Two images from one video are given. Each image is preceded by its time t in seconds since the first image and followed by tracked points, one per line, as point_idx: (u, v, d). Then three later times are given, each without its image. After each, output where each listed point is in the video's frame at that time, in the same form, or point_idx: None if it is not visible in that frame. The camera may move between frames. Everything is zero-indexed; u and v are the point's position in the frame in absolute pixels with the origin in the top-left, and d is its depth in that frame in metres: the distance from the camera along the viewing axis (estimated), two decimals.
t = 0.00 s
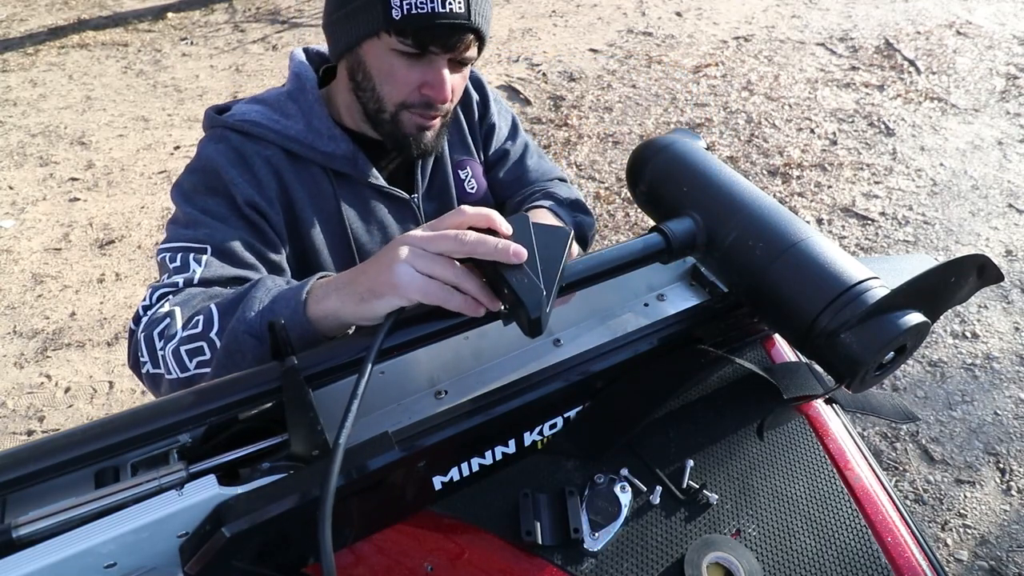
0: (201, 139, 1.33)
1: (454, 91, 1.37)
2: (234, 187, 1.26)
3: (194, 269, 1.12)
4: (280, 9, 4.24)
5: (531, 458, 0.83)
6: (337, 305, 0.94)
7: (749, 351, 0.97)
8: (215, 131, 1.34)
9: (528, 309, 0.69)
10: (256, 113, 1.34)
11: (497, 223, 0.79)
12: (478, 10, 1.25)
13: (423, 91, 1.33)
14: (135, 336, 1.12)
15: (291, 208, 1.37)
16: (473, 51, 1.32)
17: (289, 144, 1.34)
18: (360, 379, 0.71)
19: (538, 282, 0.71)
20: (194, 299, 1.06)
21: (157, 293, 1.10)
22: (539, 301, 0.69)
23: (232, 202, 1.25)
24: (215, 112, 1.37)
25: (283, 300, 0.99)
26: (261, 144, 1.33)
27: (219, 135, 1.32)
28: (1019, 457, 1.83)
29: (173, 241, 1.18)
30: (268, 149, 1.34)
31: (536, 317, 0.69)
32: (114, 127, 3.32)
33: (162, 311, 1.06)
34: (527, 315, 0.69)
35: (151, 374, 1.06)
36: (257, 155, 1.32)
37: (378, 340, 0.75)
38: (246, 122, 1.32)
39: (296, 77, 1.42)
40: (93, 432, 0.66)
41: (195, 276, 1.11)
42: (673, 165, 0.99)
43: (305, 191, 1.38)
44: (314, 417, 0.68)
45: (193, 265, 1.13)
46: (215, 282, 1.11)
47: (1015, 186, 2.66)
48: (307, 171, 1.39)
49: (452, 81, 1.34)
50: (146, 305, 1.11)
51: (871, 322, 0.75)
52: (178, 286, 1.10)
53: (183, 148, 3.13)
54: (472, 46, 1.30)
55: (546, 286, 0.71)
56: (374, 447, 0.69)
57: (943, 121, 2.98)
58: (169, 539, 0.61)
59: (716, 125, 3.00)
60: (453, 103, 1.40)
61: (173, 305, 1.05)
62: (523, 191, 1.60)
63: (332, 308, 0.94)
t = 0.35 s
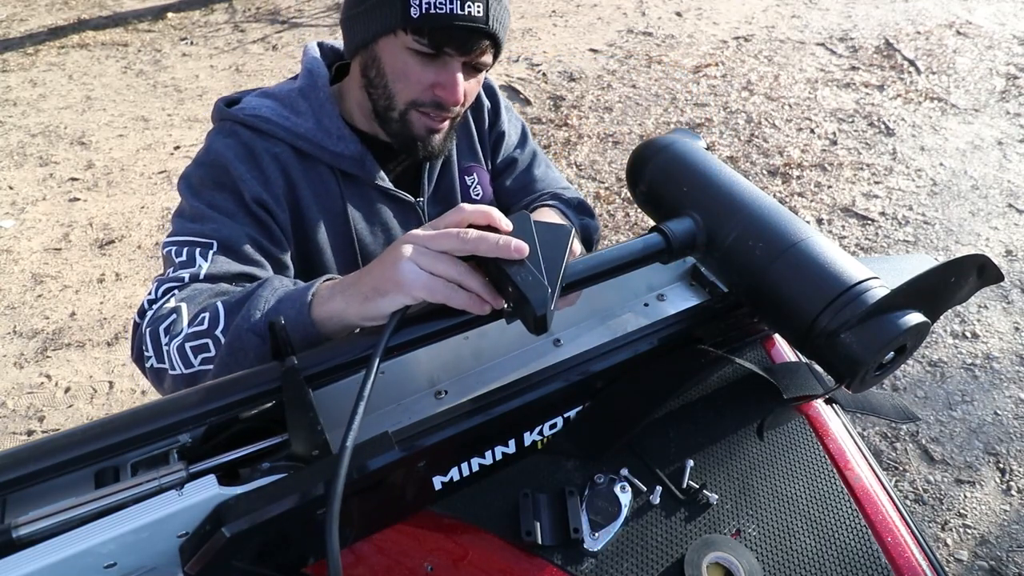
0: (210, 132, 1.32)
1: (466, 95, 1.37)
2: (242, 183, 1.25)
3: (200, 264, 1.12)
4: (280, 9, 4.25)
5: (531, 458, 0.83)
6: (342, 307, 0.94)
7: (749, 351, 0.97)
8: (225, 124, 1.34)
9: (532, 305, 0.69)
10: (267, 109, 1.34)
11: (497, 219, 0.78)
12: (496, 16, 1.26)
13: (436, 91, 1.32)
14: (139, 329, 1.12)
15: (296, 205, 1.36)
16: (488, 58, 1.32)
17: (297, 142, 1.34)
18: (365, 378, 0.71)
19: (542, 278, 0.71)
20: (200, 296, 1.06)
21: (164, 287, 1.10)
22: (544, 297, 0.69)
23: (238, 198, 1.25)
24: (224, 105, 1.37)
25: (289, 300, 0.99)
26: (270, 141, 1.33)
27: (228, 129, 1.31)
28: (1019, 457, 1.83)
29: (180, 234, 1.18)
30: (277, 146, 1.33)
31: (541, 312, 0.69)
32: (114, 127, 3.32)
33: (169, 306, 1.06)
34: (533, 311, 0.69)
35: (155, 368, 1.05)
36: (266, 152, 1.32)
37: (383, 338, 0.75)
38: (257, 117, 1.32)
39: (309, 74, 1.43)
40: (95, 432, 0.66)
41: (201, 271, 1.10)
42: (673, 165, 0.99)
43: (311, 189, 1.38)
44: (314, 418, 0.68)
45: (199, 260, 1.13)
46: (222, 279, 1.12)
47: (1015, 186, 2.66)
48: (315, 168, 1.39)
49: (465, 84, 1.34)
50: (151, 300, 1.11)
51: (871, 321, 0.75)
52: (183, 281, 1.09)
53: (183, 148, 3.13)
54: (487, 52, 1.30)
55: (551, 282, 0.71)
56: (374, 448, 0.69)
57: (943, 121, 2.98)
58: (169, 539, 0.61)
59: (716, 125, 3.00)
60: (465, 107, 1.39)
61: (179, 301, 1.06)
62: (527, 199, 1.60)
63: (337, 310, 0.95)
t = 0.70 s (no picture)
0: (212, 133, 1.32)
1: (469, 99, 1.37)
2: (242, 186, 1.25)
3: (201, 267, 1.12)
4: (280, 9, 4.25)
5: (531, 458, 0.83)
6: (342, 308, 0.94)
7: (749, 351, 0.97)
8: (226, 125, 1.34)
9: (530, 305, 0.70)
10: (270, 111, 1.34)
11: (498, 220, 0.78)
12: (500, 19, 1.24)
13: (437, 96, 1.32)
14: (138, 330, 1.12)
15: (296, 208, 1.37)
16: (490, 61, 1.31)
17: (299, 145, 1.34)
18: (365, 378, 0.71)
19: (541, 277, 0.71)
20: (200, 297, 1.06)
21: (164, 288, 1.10)
22: (543, 298, 0.69)
23: (239, 200, 1.25)
24: (227, 105, 1.37)
25: (289, 301, 0.99)
26: (272, 144, 1.33)
27: (230, 130, 1.31)
28: (1019, 457, 1.83)
29: (180, 235, 1.18)
30: (279, 149, 1.33)
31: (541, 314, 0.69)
32: (114, 127, 3.32)
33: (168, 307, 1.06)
34: (531, 312, 0.69)
35: (153, 369, 1.06)
36: (267, 155, 1.32)
37: (383, 338, 0.75)
38: (259, 119, 1.32)
39: (312, 75, 1.43)
40: (94, 432, 0.66)
41: (201, 274, 1.11)
42: (673, 165, 0.99)
43: (311, 192, 1.38)
44: (314, 417, 0.68)
45: (200, 263, 1.13)
46: (223, 281, 1.12)
47: (1015, 186, 2.66)
48: (316, 172, 1.38)
49: (467, 89, 1.33)
50: (150, 301, 1.11)
51: (871, 321, 0.75)
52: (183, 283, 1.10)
53: (183, 148, 3.13)
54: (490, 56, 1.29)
55: (550, 281, 0.71)
56: (374, 448, 0.69)
57: (943, 121, 2.98)
58: (169, 539, 0.61)
59: (717, 125, 3.00)
60: (468, 110, 1.39)
61: (180, 301, 1.06)
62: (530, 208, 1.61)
63: (338, 311, 0.94)
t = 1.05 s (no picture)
0: (211, 138, 1.33)
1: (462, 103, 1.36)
2: (241, 191, 1.26)
3: (201, 273, 1.12)
4: (280, 9, 4.25)
5: (531, 458, 0.83)
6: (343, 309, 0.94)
7: (749, 351, 0.97)
8: (226, 130, 1.34)
9: (529, 304, 0.70)
10: (268, 117, 1.34)
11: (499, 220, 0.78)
12: (485, 21, 1.23)
13: (429, 105, 1.32)
14: (138, 334, 1.12)
15: (296, 213, 1.37)
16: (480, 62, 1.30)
17: (298, 151, 1.34)
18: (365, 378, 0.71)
19: (540, 277, 0.71)
20: (200, 302, 1.07)
21: (163, 295, 1.10)
22: (542, 298, 0.69)
23: (237, 206, 1.25)
24: (227, 110, 1.37)
25: (289, 303, 0.99)
26: (271, 150, 1.33)
27: (228, 137, 1.32)
28: (1019, 457, 1.83)
29: (178, 243, 1.18)
30: (278, 155, 1.34)
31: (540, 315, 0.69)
32: (114, 127, 3.32)
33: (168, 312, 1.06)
34: (531, 310, 0.69)
35: (153, 375, 1.05)
36: (266, 161, 1.32)
37: (384, 338, 0.75)
38: (258, 125, 1.32)
39: (312, 81, 1.43)
40: (94, 433, 0.66)
41: (201, 280, 1.11)
42: (674, 164, 0.99)
43: (312, 198, 1.38)
44: (314, 418, 0.68)
45: (200, 269, 1.13)
46: (223, 287, 1.12)
47: (1015, 186, 2.66)
48: (315, 177, 1.38)
49: (458, 94, 1.33)
50: (150, 307, 1.11)
51: (871, 321, 0.75)
52: (183, 290, 1.10)
53: (183, 148, 3.13)
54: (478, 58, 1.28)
55: (550, 280, 0.71)
56: (374, 448, 0.69)
57: (943, 121, 2.98)
58: (169, 539, 0.61)
59: (716, 125, 3.00)
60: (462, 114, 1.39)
61: (180, 306, 1.06)
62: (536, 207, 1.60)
63: (338, 312, 0.94)
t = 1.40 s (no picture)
0: (214, 139, 1.34)
1: (452, 92, 1.36)
2: (242, 192, 1.26)
3: (203, 273, 1.13)
4: (280, 9, 4.25)
5: (531, 458, 0.83)
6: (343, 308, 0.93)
7: (749, 350, 0.97)
8: (229, 131, 1.34)
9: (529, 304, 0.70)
10: (271, 118, 1.34)
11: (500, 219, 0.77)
12: (461, 2, 1.24)
13: (418, 96, 1.32)
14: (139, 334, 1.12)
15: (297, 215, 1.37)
16: (464, 44, 1.30)
17: (299, 153, 1.34)
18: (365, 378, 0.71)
19: (540, 275, 0.71)
20: (202, 302, 1.07)
21: (165, 294, 1.11)
22: (542, 298, 0.69)
23: (239, 206, 1.25)
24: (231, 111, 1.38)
25: (289, 304, 0.99)
26: (273, 151, 1.33)
27: (231, 138, 1.32)
28: (1019, 457, 1.83)
29: (180, 242, 1.19)
30: (280, 156, 1.34)
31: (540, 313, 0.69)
32: (114, 127, 3.32)
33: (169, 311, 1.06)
34: (531, 309, 0.69)
35: (153, 373, 1.05)
36: (268, 162, 1.32)
37: (385, 338, 0.75)
38: (260, 126, 1.32)
39: (316, 82, 1.43)
40: (95, 432, 0.66)
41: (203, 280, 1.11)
42: (673, 165, 0.99)
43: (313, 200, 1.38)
44: (314, 417, 0.68)
45: (202, 268, 1.14)
46: (224, 287, 1.12)
47: (1015, 186, 2.66)
48: (317, 179, 1.38)
49: (445, 81, 1.32)
50: (151, 306, 1.12)
51: (871, 321, 0.75)
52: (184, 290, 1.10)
53: (183, 148, 3.13)
54: (460, 40, 1.28)
55: (549, 280, 0.71)
56: (374, 447, 0.68)
57: (943, 121, 2.98)
58: (169, 539, 0.61)
59: (717, 125, 3.00)
60: (454, 103, 1.38)
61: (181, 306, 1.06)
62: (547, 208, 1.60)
63: (338, 312, 0.95)
